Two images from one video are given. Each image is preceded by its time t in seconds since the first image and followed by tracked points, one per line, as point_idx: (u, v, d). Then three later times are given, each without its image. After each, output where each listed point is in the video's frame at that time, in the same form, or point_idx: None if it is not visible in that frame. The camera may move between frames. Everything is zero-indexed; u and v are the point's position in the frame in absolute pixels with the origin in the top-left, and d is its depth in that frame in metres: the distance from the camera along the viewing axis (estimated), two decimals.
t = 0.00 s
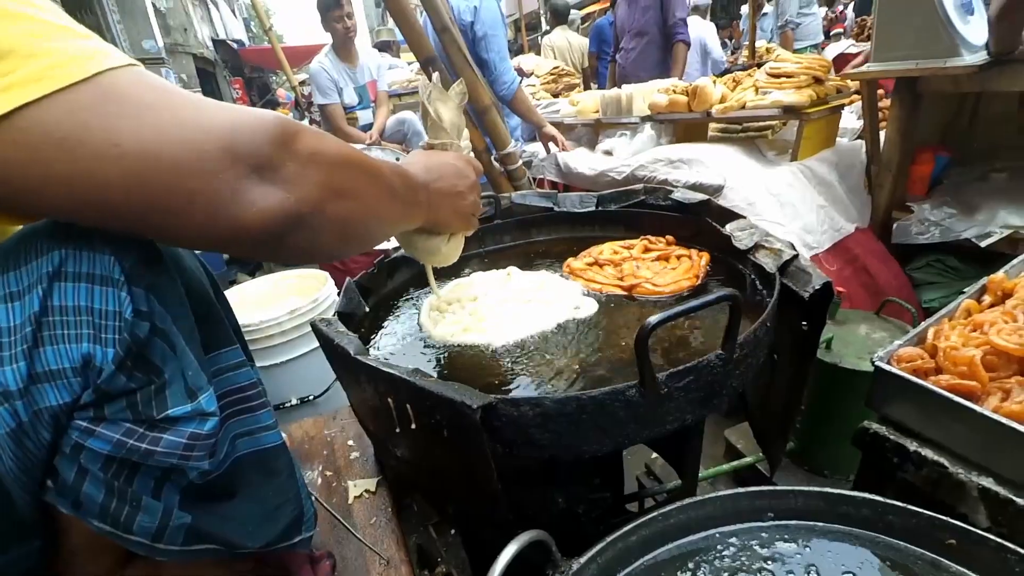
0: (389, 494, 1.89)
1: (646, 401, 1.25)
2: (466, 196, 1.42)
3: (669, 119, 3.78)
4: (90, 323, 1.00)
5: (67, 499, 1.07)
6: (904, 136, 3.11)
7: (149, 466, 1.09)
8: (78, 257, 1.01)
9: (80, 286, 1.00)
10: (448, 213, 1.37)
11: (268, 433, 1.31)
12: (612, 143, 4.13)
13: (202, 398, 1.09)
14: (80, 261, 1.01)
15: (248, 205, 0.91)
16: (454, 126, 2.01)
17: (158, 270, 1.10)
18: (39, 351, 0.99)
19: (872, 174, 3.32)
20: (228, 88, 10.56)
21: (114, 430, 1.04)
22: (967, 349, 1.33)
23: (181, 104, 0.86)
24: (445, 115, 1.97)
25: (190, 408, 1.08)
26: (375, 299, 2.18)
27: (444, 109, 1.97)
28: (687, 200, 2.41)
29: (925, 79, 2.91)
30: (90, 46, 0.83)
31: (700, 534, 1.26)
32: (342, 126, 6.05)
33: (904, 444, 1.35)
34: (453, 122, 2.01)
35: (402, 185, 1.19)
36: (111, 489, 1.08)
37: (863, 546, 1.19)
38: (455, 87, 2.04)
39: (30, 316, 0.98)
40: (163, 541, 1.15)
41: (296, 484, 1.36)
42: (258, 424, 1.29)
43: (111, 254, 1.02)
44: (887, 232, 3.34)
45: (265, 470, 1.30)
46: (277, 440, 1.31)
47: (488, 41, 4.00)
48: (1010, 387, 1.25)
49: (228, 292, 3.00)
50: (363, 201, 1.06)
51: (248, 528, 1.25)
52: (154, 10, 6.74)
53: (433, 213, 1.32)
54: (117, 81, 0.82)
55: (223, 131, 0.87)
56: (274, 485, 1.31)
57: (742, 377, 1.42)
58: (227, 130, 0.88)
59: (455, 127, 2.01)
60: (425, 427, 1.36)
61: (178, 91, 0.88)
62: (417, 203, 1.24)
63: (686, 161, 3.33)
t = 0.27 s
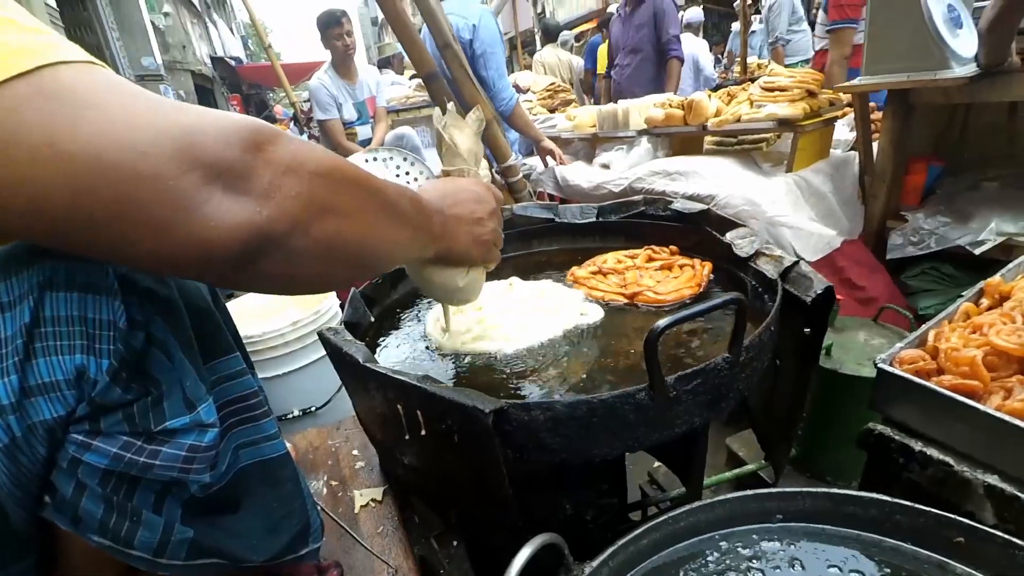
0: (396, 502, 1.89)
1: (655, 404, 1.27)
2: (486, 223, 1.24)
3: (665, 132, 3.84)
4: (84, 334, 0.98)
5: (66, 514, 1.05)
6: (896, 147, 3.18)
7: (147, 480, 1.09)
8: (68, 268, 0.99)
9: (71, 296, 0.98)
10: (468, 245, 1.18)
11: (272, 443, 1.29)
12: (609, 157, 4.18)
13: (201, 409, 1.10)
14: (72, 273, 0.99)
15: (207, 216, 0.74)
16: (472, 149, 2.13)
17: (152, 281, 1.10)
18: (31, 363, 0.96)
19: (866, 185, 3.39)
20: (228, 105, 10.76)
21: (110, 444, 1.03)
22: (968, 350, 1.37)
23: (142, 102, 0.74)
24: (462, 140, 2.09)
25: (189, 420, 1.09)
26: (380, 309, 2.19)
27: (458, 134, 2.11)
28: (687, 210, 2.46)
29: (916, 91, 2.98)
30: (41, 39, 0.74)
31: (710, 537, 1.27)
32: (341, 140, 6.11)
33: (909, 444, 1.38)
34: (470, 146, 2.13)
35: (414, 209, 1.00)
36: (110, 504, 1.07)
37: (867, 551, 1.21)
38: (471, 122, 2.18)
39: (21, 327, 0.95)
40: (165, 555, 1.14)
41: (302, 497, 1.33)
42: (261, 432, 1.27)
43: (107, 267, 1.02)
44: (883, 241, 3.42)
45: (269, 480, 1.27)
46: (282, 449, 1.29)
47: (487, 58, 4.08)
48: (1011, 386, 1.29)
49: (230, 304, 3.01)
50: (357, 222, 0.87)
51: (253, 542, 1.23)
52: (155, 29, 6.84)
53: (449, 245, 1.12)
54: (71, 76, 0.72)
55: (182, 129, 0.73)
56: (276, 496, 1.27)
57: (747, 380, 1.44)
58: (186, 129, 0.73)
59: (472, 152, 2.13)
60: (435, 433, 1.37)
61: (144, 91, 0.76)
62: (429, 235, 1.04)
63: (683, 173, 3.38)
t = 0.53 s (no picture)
0: (407, 504, 1.89)
1: (668, 401, 1.29)
2: (539, 232, 1.24)
3: (668, 136, 3.85)
4: (110, 341, 0.98)
5: (89, 520, 1.04)
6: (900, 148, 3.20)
7: (170, 485, 1.09)
8: (91, 273, 0.97)
9: (95, 303, 0.96)
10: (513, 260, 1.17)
11: (291, 449, 1.34)
12: (613, 160, 4.23)
13: (225, 415, 1.12)
14: (96, 280, 0.97)
15: (243, 228, 0.74)
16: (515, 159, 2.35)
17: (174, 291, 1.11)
18: (56, 370, 0.94)
19: (869, 187, 3.40)
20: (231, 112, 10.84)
21: (135, 450, 1.02)
22: (976, 346, 1.39)
23: (177, 111, 0.74)
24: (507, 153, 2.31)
25: (213, 426, 1.10)
26: (390, 312, 2.21)
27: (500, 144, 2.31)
28: (693, 211, 2.50)
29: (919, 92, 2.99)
30: (80, 49, 0.74)
31: (723, 534, 1.28)
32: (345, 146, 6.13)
33: (919, 440, 1.41)
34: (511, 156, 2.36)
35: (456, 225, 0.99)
36: (133, 509, 1.07)
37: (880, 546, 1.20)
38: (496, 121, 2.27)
39: (43, 335, 0.92)
40: (186, 560, 1.15)
41: (319, 501, 1.37)
42: (282, 437, 1.32)
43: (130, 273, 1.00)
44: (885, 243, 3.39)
45: (288, 484, 1.32)
46: (301, 453, 1.35)
47: (492, 63, 4.10)
48: (1020, 381, 1.32)
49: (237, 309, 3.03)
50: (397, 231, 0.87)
51: (273, 545, 1.26)
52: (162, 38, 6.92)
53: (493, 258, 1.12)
54: (107, 87, 0.71)
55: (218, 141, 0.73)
56: (296, 500, 1.32)
57: (757, 379, 1.46)
58: (224, 140, 0.73)
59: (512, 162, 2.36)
60: (449, 432, 1.39)
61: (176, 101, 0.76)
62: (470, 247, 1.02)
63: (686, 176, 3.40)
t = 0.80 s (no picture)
0: (411, 502, 1.91)
1: (672, 399, 1.31)
2: (581, 218, 1.36)
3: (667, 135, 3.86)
4: (140, 344, 1.00)
5: (112, 518, 1.06)
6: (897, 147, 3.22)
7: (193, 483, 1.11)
8: (122, 277, 1.01)
9: (126, 307, 1.00)
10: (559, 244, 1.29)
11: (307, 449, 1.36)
12: (613, 160, 4.25)
13: (251, 416, 1.13)
14: (127, 283, 1.01)
15: (314, 224, 0.83)
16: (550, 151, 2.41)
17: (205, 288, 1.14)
18: (89, 371, 0.99)
19: (867, 185, 3.42)
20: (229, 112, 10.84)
21: (162, 449, 1.05)
22: (975, 343, 1.42)
23: (249, 121, 0.81)
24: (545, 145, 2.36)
25: (239, 425, 1.11)
26: (392, 311, 2.22)
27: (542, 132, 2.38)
28: (693, 211, 2.53)
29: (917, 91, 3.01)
30: (162, 67, 0.80)
31: (725, 530, 1.29)
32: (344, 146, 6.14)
33: (919, 436, 1.43)
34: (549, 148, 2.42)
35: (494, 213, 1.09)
36: (156, 506, 1.08)
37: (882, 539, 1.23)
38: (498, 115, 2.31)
39: (79, 337, 0.98)
40: (206, 557, 1.16)
41: (332, 501, 1.40)
42: (298, 438, 1.34)
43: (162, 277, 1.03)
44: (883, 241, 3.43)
45: (302, 486, 1.34)
46: (316, 454, 1.37)
47: (495, 62, 4.10)
48: (1017, 378, 1.35)
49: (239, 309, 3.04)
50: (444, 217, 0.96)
51: (287, 545, 1.28)
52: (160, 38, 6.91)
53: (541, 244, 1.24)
54: (188, 100, 0.78)
55: (290, 148, 0.81)
56: (310, 501, 1.35)
57: (759, 376, 1.48)
58: (292, 147, 0.82)
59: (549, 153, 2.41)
60: (455, 431, 1.40)
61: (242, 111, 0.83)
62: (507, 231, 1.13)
63: (687, 175, 3.41)
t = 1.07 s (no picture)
0: (411, 500, 1.91)
1: (672, 397, 1.31)
2: (593, 207, 1.37)
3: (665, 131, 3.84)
4: (156, 339, 1.03)
5: (121, 511, 1.07)
6: (893, 144, 3.22)
7: (202, 478, 1.11)
8: (140, 275, 1.04)
9: (143, 303, 1.03)
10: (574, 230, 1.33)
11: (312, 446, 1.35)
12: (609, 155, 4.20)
13: (261, 412, 1.13)
14: (145, 281, 1.04)
15: (344, 227, 0.89)
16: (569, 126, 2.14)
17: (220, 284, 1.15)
18: (106, 366, 1.02)
19: (864, 181, 3.39)
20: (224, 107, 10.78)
21: (174, 443, 1.06)
22: (973, 341, 1.45)
23: (283, 129, 0.85)
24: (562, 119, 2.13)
25: (249, 421, 1.11)
26: (391, 308, 2.22)
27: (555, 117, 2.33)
28: (692, 207, 2.51)
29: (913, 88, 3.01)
30: (209, 78, 0.83)
31: (726, 527, 1.30)
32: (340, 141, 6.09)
33: (917, 432, 1.46)
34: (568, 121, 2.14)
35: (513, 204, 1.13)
36: (165, 500, 1.09)
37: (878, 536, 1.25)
38: (496, 113, 2.34)
39: (97, 332, 1.01)
40: (213, 552, 1.16)
41: (337, 497, 1.39)
42: (302, 437, 1.33)
43: (178, 274, 1.05)
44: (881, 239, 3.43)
45: (306, 484, 1.33)
46: (321, 451, 1.36)
47: (492, 58, 4.09)
48: (1014, 374, 1.39)
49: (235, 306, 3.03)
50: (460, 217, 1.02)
51: (292, 541, 1.28)
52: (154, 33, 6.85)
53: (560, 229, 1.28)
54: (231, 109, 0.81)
55: (324, 154, 0.86)
56: (315, 498, 1.34)
57: (759, 373, 1.48)
58: (324, 155, 0.86)
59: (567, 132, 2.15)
60: (455, 429, 1.40)
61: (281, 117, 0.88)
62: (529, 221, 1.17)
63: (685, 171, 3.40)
